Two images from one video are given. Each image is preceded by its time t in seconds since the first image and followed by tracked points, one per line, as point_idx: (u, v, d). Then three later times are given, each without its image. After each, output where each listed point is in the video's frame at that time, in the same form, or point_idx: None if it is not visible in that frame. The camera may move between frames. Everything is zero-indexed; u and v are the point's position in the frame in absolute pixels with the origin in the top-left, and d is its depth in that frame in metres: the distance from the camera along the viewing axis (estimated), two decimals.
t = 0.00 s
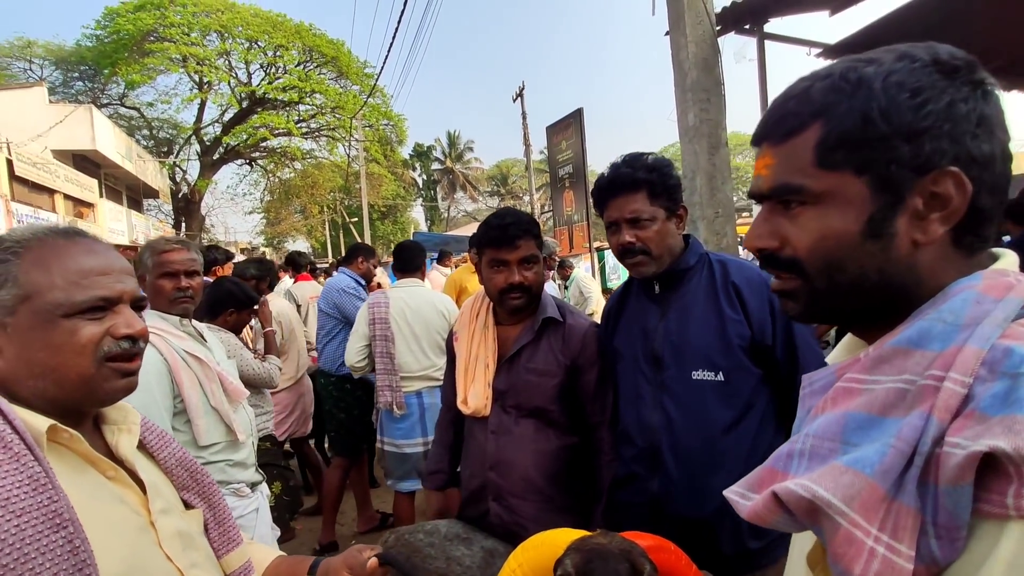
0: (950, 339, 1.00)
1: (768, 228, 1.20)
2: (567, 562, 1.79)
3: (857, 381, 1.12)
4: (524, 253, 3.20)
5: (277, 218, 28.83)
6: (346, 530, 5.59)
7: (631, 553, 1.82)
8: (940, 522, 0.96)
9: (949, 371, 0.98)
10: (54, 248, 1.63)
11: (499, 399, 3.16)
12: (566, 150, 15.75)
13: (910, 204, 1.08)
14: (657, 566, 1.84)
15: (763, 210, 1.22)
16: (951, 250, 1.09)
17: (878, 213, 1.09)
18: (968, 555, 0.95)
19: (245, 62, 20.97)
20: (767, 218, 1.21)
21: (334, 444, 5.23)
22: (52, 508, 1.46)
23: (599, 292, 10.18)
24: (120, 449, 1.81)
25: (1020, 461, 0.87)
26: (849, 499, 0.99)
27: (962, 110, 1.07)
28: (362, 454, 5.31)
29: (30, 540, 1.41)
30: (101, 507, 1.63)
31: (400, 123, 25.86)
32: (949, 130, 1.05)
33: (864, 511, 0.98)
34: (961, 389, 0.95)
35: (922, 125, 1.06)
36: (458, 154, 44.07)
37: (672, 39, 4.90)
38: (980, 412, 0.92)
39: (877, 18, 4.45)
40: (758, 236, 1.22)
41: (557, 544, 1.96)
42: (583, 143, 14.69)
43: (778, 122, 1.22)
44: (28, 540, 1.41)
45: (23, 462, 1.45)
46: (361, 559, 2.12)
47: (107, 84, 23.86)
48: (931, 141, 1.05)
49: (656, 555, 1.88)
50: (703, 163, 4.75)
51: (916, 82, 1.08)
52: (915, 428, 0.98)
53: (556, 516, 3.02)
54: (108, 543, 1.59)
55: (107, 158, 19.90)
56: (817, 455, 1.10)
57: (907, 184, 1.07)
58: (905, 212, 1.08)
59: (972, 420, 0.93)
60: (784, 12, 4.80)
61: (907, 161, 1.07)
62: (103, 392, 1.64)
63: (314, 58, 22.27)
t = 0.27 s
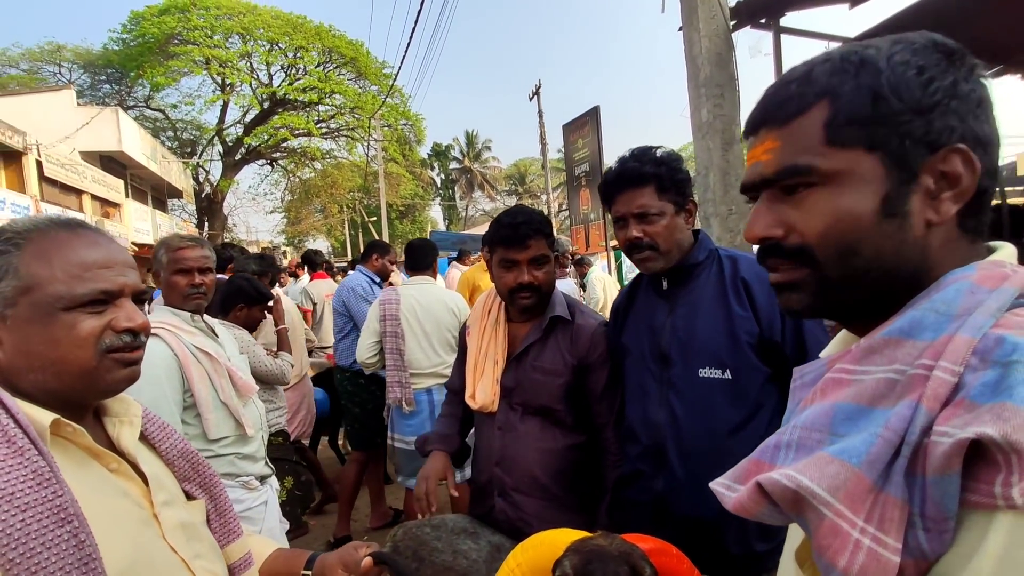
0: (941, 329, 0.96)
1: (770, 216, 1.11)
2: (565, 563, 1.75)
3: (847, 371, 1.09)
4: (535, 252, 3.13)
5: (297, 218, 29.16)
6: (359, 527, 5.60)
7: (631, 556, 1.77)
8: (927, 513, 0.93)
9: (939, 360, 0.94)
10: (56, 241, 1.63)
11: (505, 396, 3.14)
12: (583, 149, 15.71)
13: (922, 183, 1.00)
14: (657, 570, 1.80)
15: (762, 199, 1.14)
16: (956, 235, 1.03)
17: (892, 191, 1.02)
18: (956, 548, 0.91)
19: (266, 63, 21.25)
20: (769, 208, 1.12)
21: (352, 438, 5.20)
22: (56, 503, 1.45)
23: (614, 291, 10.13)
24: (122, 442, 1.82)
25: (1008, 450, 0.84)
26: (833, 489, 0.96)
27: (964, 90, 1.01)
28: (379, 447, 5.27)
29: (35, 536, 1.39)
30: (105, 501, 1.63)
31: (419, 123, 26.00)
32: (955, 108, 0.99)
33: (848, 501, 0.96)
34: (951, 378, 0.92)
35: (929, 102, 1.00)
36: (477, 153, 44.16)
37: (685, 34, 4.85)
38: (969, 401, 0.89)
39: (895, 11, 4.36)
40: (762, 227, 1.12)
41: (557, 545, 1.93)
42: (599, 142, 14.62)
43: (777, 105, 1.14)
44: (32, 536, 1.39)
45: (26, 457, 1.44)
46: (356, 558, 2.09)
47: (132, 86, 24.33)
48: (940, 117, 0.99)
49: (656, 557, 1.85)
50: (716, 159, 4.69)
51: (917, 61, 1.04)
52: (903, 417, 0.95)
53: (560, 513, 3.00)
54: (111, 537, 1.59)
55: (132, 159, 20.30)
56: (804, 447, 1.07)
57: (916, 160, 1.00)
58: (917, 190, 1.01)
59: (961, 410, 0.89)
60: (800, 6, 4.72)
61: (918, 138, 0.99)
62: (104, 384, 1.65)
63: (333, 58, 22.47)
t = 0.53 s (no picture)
0: (942, 309, 0.88)
1: (764, 190, 1.08)
2: (569, 555, 1.76)
3: (847, 352, 1.00)
4: (535, 246, 3.12)
5: (319, 216, 29.48)
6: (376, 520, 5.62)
7: (635, 548, 1.78)
8: (925, 494, 0.84)
9: (939, 337, 0.86)
10: (55, 226, 1.60)
11: (516, 388, 3.07)
12: (602, 145, 15.70)
13: (910, 161, 0.95)
14: (660, 561, 1.81)
15: (758, 173, 1.10)
16: (953, 216, 0.96)
17: (877, 167, 0.97)
18: (956, 531, 0.82)
19: (287, 63, 21.50)
20: (763, 181, 1.08)
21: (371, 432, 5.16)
22: (64, 490, 1.40)
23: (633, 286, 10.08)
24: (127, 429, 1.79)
25: (1009, 428, 0.76)
26: (828, 469, 0.86)
27: (964, 65, 0.94)
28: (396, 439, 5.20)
29: (43, 522, 1.34)
30: (112, 485, 1.60)
31: (438, 121, 26.12)
32: (951, 85, 0.93)
33: (848, 484, 0.86)
34: (952, 356, 0.83)
35: (923, 76, 0.93)
36: (496, 151, 44.21)
37: (702, 25, 4.81)
38: (969, 380, 0.80)
39: None
40: (753, 201, 1.09)
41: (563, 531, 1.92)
42: (618, 137, 14.55)
43: (777, 83, 1.09)
44: (39, 523, 1.34)
45: (32, 444, 1.40)
46: (358, 551, 2.03)
47: (158, 88, 24.82)
48: (932, 94, 0.93)
49: (660, 547, 1.83)
50: (732, 151, 4.63)
51: (917, 34, 0.97)
52: (902, 397, 0.86)
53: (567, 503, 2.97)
54: (119, 521, 1.56)
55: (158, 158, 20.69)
56: (802, 431, 0.95)
57: (905, 139, 0.95)
58: (905, 168, 0.96)
59: (961, 388, 0.80)
60: None
61: (907, 115, 0.94)
62: (108, 370, 1.64)
63: (353, 57, 22.66)
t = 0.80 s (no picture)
0: (954, 286, 0.80)
1: (780, 171, 1.03)
2: (571, 544, 1.79)
3: (857, 330, 0.92)
4: (533, 237, 3.16)
5: (338, 213, 29.76)
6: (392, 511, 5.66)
7: (639, 538, 1.79)
8: (931, 465, 0.77)
9: (950, 313, 0.78)
10: (111, 214, 1.54)
11: (517, 374, 3.11)
12: (619, 139, 15.63)
13: (921, 145, 0.89)
14: (664, 554, 1.80)
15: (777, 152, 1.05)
16: (969, 202, 0.89)
17: (885, 151, 0.91)
18: (963, 504, 0.76)
19: (306, 61, 21.67)
20: (779, 163, 1.04)
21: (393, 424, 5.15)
22: (101, 477, 1.32)
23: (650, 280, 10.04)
24: (142, 415, 1.68)
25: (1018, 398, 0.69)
26: (831, 439, 0.81)
27: (984, 45, 0.86)
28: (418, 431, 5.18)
29: (83, 510, 1.26)
30: (135, 474, 1.50)
31: (455, 117, 26.18)
32: (966, 66, 0.85)
33: (852, 455, 0.80)
34: (962, 332, 0.75)
35: (934, 59, 0.86)
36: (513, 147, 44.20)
37: (719, 15, 4.77)
38: (977, 353, 0.72)
39: None
40: (768, 180, 1.05)
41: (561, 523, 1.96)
42: (635, 131, 14.48)
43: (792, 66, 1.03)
44: (80, 511, 1.26)
45: (65, 433, 1.30)
46: (357, 542, 1.92)
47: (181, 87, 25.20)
48: (944, 76, 0.86)
49: (662, 539, 1.83)
50: (750, 142, 4.59)
51: (933, 15, 0.89)
52: (908, 369, 0.79)
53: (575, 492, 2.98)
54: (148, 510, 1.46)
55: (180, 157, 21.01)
56: (810, 406, 0.90)
57: (914, 123, 0.88)
58: (915, 152, 0.89)
59: (970, 361, 0.73)
60: None
61: (918, 97, 0.88)
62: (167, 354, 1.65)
63: (371, 54, 22.77)
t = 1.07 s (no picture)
0: (966, 278, 0.80)
1: (790, 154, 1.04)
2: (575, 540, 1.82)
3: (866, 322, 0.92)
4: (507, 237, 3.15)
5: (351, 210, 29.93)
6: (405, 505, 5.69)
7: (642, 535, 1.82)
8: (944, 457, 0.77)
9: (961, 305, 0.78)
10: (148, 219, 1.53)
11: (522, 366, 3.07)
12: (630, 134, 15.69)
13: (920, 125, 0.89)
14: (667, 550, 1.81)
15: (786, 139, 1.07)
16: (972, 185, 0.88)
17: (885, 128, 0.92)
18: (977, 495, 0.76)
19: (319, 59, 21.80)
20: (789, 147, 1.05)
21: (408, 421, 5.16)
22: (143, 465, 1.29)
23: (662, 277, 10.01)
24: (160, 406, 1.63)
25: None
26: (843, 432, 0.81)
27: (987, 31, 0.86)
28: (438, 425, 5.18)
29: (130, 498, 1.23)
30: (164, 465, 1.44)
31: (466, 114, 26.22)
32: (969, 49, 0.86)
33: (864, 447, 0.80)
34: (975, 323, 0.75)
35: (938, 42, 0.88)
36: (525, 143, 44.17)
37: (733, 8, 4.75)
38: (990, 344, 0.72)
39: None
40: (778, 164, 1.06)
41: (566, 520, 1.98)
42: (647, 126, 14.45)
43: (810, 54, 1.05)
44: (128, 498, 1.23)
45: (105, 423, 1.27)
46: (360, 539, 1.89)
47: (195, 86, 25.48)
48: (946, 58, 0.87)
49: (666, 536, 1.83)
50: (763, 136, 4.56)
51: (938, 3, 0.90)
52: (920, 361, 0.79)
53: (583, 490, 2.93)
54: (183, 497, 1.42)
55: (196, 155, 21.24)
56: (818, 399, 0.89)
57: (914, 101, 0.89)
58: (914, 131, 0.90)
59: (983, 352, 0.73)
60: None
61: (918, 77, 0.89)
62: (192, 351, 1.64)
63: (383, 52, 22.85)
